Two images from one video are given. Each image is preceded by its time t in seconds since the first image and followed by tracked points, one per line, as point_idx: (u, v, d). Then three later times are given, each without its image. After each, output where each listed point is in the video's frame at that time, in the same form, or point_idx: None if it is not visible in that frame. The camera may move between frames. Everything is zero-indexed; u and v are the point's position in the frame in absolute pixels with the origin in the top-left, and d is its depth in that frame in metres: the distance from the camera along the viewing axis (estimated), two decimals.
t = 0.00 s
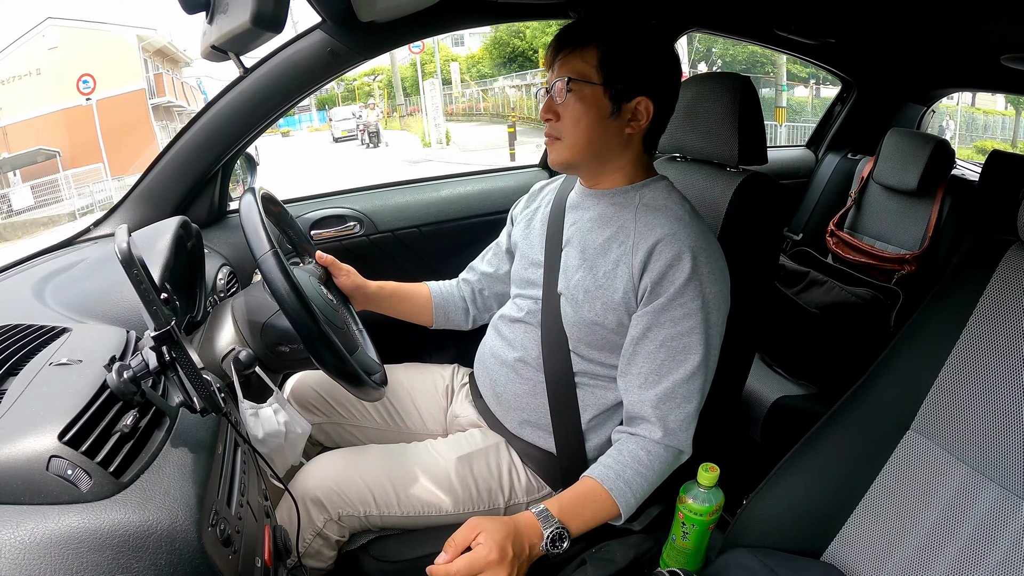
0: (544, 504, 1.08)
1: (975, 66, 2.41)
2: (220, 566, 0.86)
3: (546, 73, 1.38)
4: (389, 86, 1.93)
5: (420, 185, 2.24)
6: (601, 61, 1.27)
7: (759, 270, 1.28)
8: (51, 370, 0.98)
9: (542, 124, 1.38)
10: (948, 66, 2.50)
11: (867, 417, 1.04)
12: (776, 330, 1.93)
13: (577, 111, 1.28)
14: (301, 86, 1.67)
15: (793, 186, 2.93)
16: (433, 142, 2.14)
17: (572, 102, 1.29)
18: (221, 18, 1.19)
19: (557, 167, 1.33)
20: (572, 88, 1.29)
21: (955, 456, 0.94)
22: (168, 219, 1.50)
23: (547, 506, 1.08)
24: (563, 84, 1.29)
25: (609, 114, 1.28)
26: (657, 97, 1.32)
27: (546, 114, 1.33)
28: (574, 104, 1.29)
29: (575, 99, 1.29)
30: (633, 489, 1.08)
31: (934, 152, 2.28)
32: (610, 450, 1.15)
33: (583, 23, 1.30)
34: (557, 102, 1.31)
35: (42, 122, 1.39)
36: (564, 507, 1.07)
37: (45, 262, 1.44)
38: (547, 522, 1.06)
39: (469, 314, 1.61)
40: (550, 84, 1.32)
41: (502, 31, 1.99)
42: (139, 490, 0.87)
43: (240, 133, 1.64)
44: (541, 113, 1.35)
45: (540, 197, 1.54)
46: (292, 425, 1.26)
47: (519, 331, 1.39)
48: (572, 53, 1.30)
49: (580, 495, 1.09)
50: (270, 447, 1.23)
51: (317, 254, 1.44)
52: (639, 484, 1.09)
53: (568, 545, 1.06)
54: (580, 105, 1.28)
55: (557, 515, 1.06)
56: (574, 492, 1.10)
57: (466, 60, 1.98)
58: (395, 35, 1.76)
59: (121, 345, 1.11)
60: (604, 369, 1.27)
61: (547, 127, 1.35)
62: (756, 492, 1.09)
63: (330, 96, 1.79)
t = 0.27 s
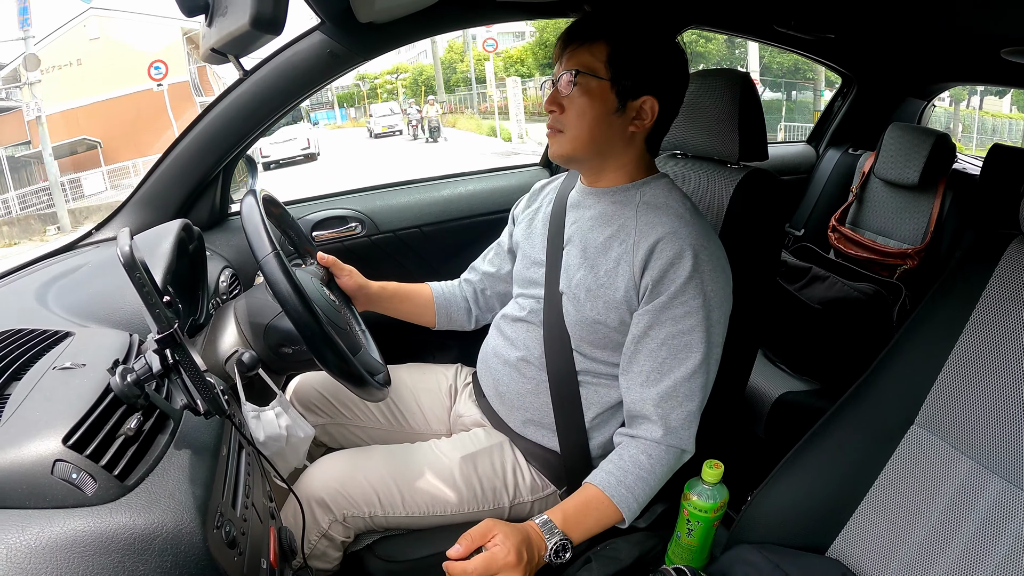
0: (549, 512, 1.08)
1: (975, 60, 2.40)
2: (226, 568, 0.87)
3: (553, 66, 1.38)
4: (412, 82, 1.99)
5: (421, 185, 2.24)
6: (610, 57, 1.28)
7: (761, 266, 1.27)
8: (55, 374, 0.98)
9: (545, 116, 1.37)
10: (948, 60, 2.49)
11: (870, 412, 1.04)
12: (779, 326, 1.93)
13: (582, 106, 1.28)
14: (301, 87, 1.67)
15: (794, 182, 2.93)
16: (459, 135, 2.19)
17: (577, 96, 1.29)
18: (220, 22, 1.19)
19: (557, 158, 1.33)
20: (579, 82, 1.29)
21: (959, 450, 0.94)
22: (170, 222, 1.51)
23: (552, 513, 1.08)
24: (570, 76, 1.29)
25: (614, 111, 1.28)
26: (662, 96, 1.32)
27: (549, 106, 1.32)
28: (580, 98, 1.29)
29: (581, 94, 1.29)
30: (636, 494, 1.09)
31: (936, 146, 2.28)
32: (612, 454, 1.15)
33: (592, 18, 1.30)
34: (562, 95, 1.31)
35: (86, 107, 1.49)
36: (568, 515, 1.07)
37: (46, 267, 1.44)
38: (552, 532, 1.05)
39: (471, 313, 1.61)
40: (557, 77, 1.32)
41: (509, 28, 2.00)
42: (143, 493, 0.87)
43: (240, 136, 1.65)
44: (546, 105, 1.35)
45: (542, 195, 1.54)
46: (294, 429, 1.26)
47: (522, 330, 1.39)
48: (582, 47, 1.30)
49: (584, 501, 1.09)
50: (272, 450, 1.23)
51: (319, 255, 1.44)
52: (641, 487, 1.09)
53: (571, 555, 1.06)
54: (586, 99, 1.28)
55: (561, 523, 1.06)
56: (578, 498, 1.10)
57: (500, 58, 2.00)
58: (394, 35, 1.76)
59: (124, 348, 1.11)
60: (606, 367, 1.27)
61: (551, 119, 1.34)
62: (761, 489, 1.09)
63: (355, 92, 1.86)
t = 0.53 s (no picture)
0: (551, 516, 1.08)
1: (974, 60, 2.40)
2: (227, 571, 0.87)
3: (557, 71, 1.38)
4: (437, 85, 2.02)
5: (422, 188, 2.24)
6: (614, 62, 1.28)
7: (762, 267, 1.27)
8: (56, 378, 0.98)
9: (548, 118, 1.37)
10: (948, 61, 2.49)
11: (872, 414, 1.04)
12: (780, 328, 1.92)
13: (586, 111, 1.28)
14: (302, 90, 1.67)
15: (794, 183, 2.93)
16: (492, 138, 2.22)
17: (581, 101, 1.29)
18: (219, 26, 1.19)
19: (561, 164, 1.33)
20: (583, 87, 1.29)
21: (960, 451, 0.94)
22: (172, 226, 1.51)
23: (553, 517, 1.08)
24: (574, 81, 1.29)
25: (618, 115, 1.28)
26: (665, 101, 1.32)
27: (554, 110, 1.32)
28: (584, 102, 1.29)
29: (585, 98, 1.28)
30: (638, 498, 1.09)
31: (937, 147, 2.28)
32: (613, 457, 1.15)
33: (597, 22, 1.30)
34: (566, 98, 1.31)
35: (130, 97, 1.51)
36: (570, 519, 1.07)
37: (48, 270, 1.44)
38: (553, 536, 1.05)
39: (473, 316, 1.61)
40: (561, 81, 1.32)
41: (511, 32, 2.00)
42: (144, 496, 0.87)
43: (240, 139, 1.65)
44: (549, 110, 1.35)
45: (543, 198, 1.54)
46: (298, 427, 1.25)
47: (523, 332, 1.39)
48: (587, 51, 1.29)
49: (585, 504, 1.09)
50: (274, 452, 1.23)
51: (319, 258, 1.44)
52: (643, 489, 1.09)
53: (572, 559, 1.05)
54: (590, 104, 1.28)
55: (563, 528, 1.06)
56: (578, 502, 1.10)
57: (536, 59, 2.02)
58: (394, 38, 1.76)
59: (125, 352, 1.11)
60: (608, 369, 1.27)
61: (554, 123, 1.34)
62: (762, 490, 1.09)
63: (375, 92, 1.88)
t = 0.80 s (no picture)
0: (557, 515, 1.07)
1: (974, 51, 2.39)
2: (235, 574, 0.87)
3: (563, 63, 1.38)
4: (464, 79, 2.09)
5: (423, 188, 2.24)
6: (620, 56, 1.28)
7: (764, 262, 1.27)
8: (61, 384, 0.99)
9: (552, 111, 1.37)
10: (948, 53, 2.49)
11: (878, 407, 1.03)
12: (783, 323, 1.92)
13: (591, 104, 1.28)
14: (301, 91, 1.67)
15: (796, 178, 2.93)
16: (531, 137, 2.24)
17: (586, 94, 1.29)
18: (219, 28, 1.19)
19: (562, 155, 1.34)
20: (589, 80, 1.29)
21: (966, 443, 0.94)
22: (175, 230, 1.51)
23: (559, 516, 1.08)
24: (580, 74, 1.29)
25: (622, 110, 1.28)
26: (669, 98, 1.32)
27: (558, 102, 1.32)
28: (589, 96, 1.28)
29: (590, 92, 1.28)
30: (643, 496, 1.08)
31: (937, 138, 2.26)
32: (618, 455, 1.15)
33: (603, 16, 1.30)
34: (571, 92, 1.31)
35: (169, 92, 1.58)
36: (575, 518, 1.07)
37: (52, 276, 1.44)
38: (560, 534, 1.05)
39: (476, 315, 1.61)
40: (566, 74, 1.32)
41: (511, 30, 2.00)
42: (150, 500, 0.87)
43: (241, 142, 1.65)
44: (552, 102, 1.35)
45: (545, 197, 1.54)
46: (300, 434, 1.26)
47: (527, 331, 1.39)
48: (593, 45, 1.30)
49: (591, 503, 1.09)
50: (280, 455, 1.23)
51: (322, 260, 1.44)
52: (648, 487, 1.09)
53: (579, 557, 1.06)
54: (595, 98, 1.28)
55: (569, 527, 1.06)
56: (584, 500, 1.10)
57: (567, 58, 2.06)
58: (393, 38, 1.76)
59: (129, 356, 1.11)
60: (612, 366, 1.27)
61: (558, 116, 1.34)
62: (769, 485, 1.09)
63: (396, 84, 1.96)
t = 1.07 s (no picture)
0: (554, 517, 1.07)
1: (974, 56, 2.40)
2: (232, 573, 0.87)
3: (561, 70, 1.38)
4: (489, 83, 2.11)
5: (422, 189, 2.24)
6: (617, 63, 1.27)
7: (763, 266, 1.27)
8: (58, 382, 0.98)
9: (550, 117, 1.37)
10: (948, 57, 2.49)
11: (874, 411, 1.03)
12: (782, 326, 1.92)
13: (588, 112, 1.28)
14: (301, 91, 1.67)
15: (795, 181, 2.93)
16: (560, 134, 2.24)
17: (583, 102, 1.29)
18: (219, 28, 1.19)
19: (562, 162, 1.34)
20: (586, 88, 1.29)
21: (963, 447, 0.94)
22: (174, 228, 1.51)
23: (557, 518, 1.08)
24: (577, 81, 1.29)
25: (620, 117, 1.28)
26: (668, 103, 1.32)
27: (556, 110, 1.32)
28: (587, 103, 1.28)
29: (587, 99, 1.28)
30: (641, 498, 1.09)
31: (937, 143, 2.27)
32: (616, 457, 1.15)
33: (600, 21, 1.30)
34: (568, 99, 1.31)
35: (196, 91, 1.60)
36: (573, 520, 1.07)
37: (51, 273, 1.44)
38: (557, 536, 1.05)
39: (475, 316, 1.61)
40: (563, 80, 1.32)
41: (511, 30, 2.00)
42: (147, 499, 0.87)
43: (241, 141, 1.65)
44: (550, 109, 1.35)
45: (545, 198, 1.54)
46: (300, 430, 1.25)
47: (525, 332, 1.39)
48: (590, 51, 1.29)
49: (588, 505, 1.09)
50: (277, 454, 1.23)
51: (321, 260, 1.44)
52: (645, 489, 1.09)
53: (576, 559, 1.06)
54: (592, 105, 1.28)
55: (567, 529, 1.06)
56: (581, 502, 1.09)
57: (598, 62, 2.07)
58: (393, 37, 1.76)
59: (127, 355, 1.11)
60: (610, 368, 1.27)
61: (556, 122, 1.34)
62: (767, 488, 1.09)
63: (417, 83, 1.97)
